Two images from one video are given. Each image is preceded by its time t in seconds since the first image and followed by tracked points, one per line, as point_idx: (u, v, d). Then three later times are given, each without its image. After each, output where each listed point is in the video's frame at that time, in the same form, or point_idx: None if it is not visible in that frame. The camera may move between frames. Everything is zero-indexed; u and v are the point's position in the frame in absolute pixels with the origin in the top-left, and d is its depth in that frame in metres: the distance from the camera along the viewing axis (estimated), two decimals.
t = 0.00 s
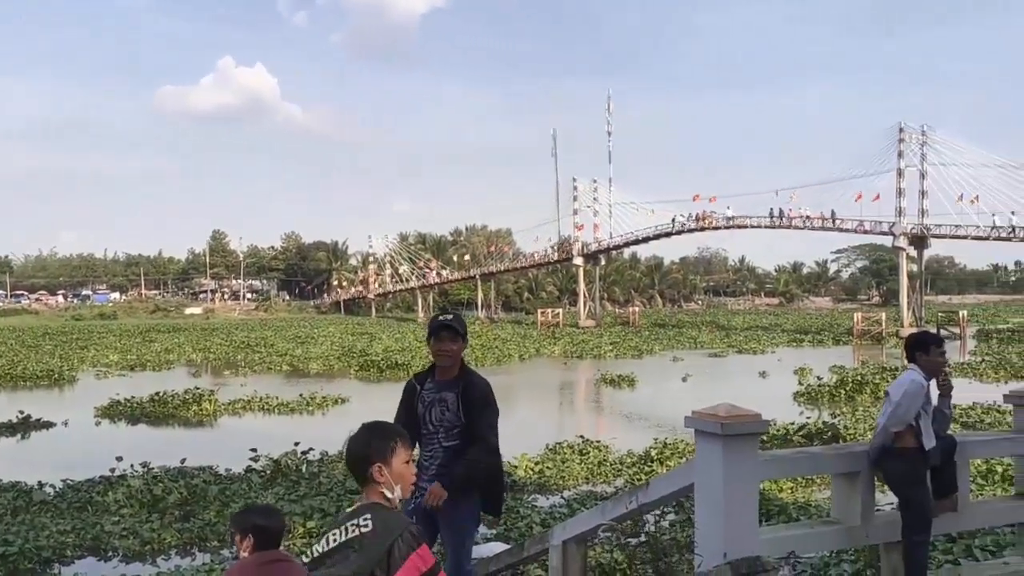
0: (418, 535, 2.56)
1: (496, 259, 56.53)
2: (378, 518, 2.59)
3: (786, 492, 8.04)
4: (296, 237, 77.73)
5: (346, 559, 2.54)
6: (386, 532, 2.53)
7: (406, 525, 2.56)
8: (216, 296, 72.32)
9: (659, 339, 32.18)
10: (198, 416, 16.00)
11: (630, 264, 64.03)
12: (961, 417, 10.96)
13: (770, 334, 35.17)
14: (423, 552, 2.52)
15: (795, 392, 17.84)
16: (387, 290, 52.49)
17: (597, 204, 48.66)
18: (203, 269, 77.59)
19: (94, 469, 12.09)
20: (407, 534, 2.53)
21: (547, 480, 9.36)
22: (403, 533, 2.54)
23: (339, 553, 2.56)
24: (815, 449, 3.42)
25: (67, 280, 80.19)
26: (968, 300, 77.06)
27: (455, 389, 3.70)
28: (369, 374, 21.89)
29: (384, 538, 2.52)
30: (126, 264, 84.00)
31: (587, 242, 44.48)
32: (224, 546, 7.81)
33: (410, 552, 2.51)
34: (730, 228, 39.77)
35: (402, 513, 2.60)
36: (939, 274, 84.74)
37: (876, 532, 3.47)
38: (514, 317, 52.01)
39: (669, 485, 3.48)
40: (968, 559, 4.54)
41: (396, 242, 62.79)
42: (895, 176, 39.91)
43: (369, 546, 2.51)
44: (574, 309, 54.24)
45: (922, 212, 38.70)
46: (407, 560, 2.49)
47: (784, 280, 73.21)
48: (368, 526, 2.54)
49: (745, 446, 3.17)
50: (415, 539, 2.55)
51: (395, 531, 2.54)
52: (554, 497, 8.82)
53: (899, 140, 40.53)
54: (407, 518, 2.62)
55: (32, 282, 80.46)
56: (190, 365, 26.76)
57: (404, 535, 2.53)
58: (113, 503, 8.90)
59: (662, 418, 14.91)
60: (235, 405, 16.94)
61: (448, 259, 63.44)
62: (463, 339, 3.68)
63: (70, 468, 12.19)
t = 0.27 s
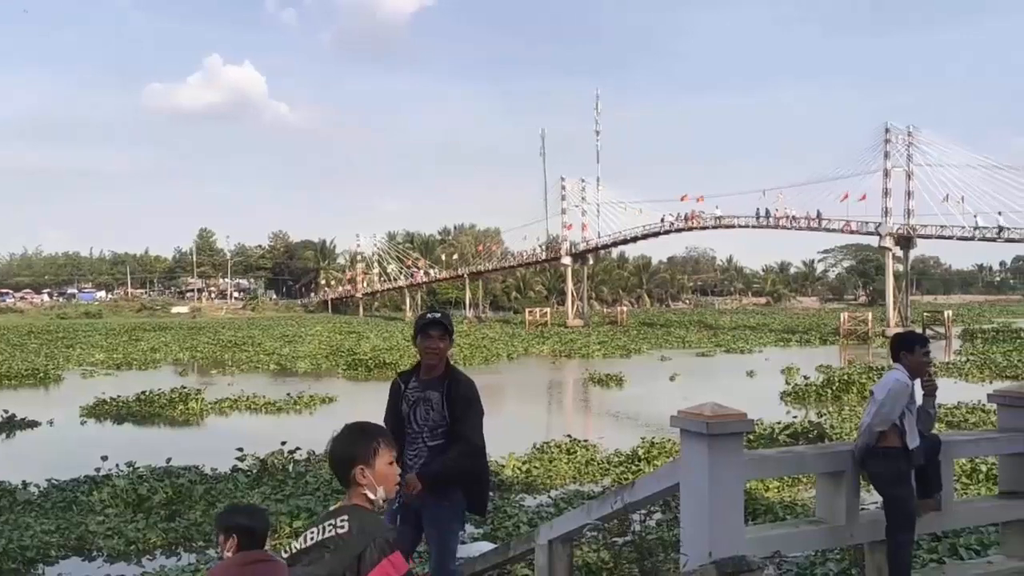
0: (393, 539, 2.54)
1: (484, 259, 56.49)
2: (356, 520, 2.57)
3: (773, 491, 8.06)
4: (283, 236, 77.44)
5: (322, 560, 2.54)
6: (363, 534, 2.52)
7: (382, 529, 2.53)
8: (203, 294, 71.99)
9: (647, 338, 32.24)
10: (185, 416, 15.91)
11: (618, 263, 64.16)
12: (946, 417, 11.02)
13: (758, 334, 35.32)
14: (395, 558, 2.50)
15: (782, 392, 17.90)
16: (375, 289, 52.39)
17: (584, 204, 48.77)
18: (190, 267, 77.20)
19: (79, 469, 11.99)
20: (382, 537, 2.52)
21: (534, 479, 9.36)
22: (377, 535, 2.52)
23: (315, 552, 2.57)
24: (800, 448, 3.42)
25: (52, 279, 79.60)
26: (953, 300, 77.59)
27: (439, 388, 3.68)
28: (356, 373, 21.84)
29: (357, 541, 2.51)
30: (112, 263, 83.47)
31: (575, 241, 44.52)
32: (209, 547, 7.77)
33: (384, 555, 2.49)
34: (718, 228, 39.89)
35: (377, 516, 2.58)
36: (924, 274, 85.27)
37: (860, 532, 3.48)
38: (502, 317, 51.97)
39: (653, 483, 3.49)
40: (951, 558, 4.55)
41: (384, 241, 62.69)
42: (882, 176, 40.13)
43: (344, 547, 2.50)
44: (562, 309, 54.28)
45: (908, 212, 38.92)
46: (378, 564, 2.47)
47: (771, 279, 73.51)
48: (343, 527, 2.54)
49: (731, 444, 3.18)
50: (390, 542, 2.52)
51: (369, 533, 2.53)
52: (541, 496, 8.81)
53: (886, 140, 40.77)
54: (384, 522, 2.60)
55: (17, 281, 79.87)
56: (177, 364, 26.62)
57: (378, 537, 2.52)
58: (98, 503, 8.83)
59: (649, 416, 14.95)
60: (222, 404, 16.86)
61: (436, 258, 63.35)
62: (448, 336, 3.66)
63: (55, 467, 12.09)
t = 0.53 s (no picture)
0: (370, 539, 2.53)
1: (476, 258, 56.47)
2: (335, 519, 2.57)
3: (763, 490, 8.07)
4: (275, 235, 77.21)
5: (303, 556, 2.55)
6: (339, 533, 2.51)
7: (357, 529, 2.52)
8: (194, 293, 71.74)
9: (639, 337, 32.28)
10: (175, 415, 15.85)
11: (610, 263, 64.20)
12: (935, 416, 11.07)
13: (750, 333, 35.41)
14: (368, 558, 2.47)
15: (773, 391, 17.94)
16: (366, 289, 52.31)
17: (577, 203, 48.83)
18: (181, 266, 76.94)
19: (69, 468, 11.94)
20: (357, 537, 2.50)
21: (526, 478, 9.35)
22: (353, 535, 2.51)
23: (298, 549, 2.58)
24: (789, 447, 3.43)
25: (43, 278, 79.21)
26: (943, 300, 78.02)
27: (429, 387, 3.67)
28: (348, 371, 21.79)
29: (332, 540, 2.50)
30: (103, 261, 83.09)
31: (567, 240, 44.56)
32: (200, 547, 7.73)
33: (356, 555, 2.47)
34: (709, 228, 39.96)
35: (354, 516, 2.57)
36: (915, 274, 85.64)
37: (850, 532, 3.48)
38: (494, 316, 51.98)
39: (643, 483, 3.48)
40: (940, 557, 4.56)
41: (376, 240, 62.61)
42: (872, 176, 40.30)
43: (322, 546, 2.49)
44: (554, 308, 54.30)
45: (898, 212, 39.09)
46: (349, 564, 2.45)
47: (762, 279, 73.68)
48: (323, 524, 2.55)
49: (721, 443, 3.18)
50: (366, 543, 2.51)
51: (345, 533, 2.52)
52: (533, 495, 8.80)
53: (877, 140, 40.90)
54: (363, 523, 2.58)
55: (7, 279, 79.41)
56: (168, 362, 26.52)
57: (353, 538, 2.50)
58: (88, 502, 8.78)
59: (641, 416, 14.96)
60: (214, 403, 16.81)
61: (428, 257, 63.29)
62: (439, 334, 3.65)
63: (45, 467, 12.02)
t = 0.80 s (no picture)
0: (336, 538, 2.52)
1: (465, 255, 56.40)
2: (308, 515, 2.58)
3: (751, 487, 8.09)
4: (263, 231, 76.85)
5: (281, 546, 2.60)
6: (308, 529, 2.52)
7: (323, 527, 2.51)
8: (182, 290, 71.34)
9: (628, 335, 32.31)
10: (163, 412, 15.75)
11: (599, 260, 64.25)
12: (922, 413, 11.12)
13: (738, 331, 35.51)
14: (328, 557, 2.48)
15: (761, 388, 18.00)
16: (355, 285, 52.16)
17: (566, 200, 48.85)
18: (168, 263, 76.51)
19: (54, 466, 11.84)
20: (322, 536, 2.49)
21: (514, 475, 9.33)
22: (318, 531, 2.50)
23: (281, 539, 2.64)
24: (776, 444, 3.42)
25: (29, 274, 78.57)
26: (929, 297, 78.46)
27: (415, 383, 3.65)
28: (337, 369, 21.72)
29: (299, 534, 2.52)
30: (89, 257, 82.51)
31: (556, 238, 44.52)
32: (186, 544, 7.67)
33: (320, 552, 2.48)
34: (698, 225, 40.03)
35: (323, 515, 2.56)
36: (902, 271, 86.02)
37: (836, 528, 3.48)
38: (483, 313, 51.95)
39: (629, 479, 3.47)
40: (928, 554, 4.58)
41: (365, 237, 62.44)
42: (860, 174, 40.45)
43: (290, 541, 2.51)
44: (543, 305, 54.30)
45: (885, 209, 39.25)
46: (307, 559, 2.46)
47: (751, 276, 73.90)
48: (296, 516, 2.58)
49: (706, 440, 3.17)
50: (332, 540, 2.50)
51: (312, 528, 2.52)
52: (520, 492, 8.79)
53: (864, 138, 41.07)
54: (334, 521, 2.57)
55: None
56: (155, 359, 26.35)
57: (319, 534, 2.50)
58: (73, 499, 8.71)
59: (629, 413, 14.97)
60: (201, 400, 16.71)
61: (417, 254, 63.16)
62: (427, 331, 3.62)
63: (29, 464, 11.92)
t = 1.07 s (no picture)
0: (312, 533, 2.51)
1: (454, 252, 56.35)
2: (288, 508, 2.59)
3: (739, 484, 8.10)
4: (252, 228, 76.56)
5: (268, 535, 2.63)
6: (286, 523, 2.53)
7: (300, 522, 2.51)
8: (170, 287, 71.02)
9: (618, 332, 32.36)
10: (151, 408, 15.67)
11: (588, 258, 64.32)
12: (910, 410, 11.18)
13: (728, 328, 35.59)
14: (299, 551, 2.47)
15: (750, 385, 18.05)
16: (344, 282, 52.03)
17: (555, 197, 48.88)
18: (157, 259, 76.14)
19: (41, 463, 11.76)
20: (297, 530, 2.50)
21: (503, 472, 9.32)
22: (294, 525, 2.51)
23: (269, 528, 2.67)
24: (763, 441, 3.42)
25: (16, 271, 78.04)
26: (917, 295, 78.89)
27: (401, 380, 3.63)
28: (327, 365, 21.67)
29: (278, 526, 2.54)
30: (77, 254, 82.01)
31: (545, 235, 44.54)
32: (174, 541, 7.63)
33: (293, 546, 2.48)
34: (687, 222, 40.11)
35: (301, 510, 2.55)
36: (891, 268, 86.45)
37: (823, 524, 3.49)
38: (472, 310, 51.94)
39: (617, 477, 3.46)
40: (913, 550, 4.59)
41: (355, 234, 62.31)
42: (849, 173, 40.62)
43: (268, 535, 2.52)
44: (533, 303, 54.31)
45: (874, 208, 39.43)
46: (279, 551, 2.47)
47: (740, 274, 74.11)
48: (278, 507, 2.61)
49: (694, 437, 3.17)
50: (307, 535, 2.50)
51: (290, 522, 2.53)
52: (510, 489, 8.77)
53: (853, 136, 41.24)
54: (313, 517, 2.55)
55: None
56: (144, 356, 26.22)
57: (295, 530, 2.50)
58: (60, 497, 8.66)
59: (619, 410, 15.00)
60: (190, 397, 16.65)
61: (407, 251, 63.06)
62: (414, 328, 3.61)
63: (16, 461, 11.84)
